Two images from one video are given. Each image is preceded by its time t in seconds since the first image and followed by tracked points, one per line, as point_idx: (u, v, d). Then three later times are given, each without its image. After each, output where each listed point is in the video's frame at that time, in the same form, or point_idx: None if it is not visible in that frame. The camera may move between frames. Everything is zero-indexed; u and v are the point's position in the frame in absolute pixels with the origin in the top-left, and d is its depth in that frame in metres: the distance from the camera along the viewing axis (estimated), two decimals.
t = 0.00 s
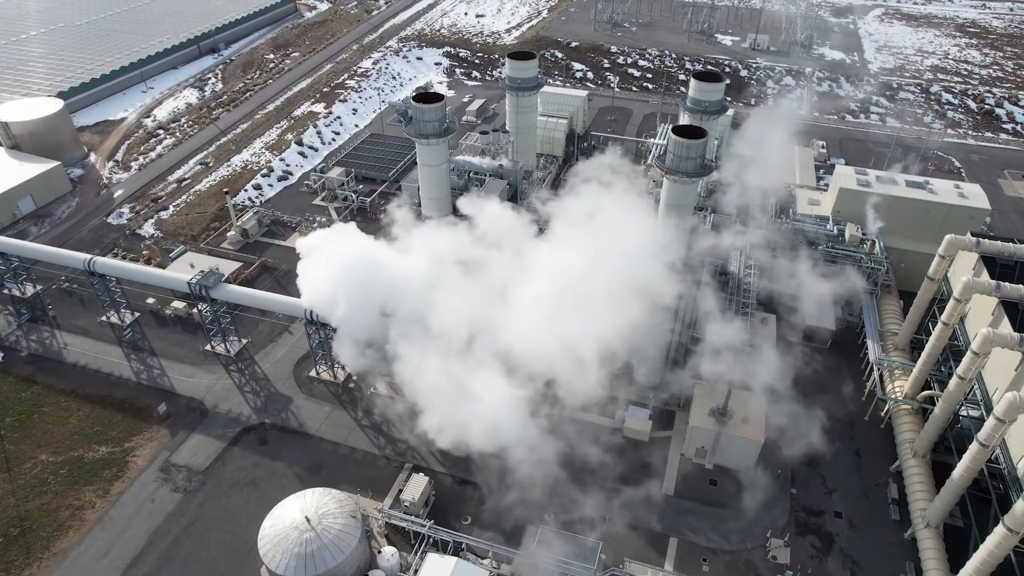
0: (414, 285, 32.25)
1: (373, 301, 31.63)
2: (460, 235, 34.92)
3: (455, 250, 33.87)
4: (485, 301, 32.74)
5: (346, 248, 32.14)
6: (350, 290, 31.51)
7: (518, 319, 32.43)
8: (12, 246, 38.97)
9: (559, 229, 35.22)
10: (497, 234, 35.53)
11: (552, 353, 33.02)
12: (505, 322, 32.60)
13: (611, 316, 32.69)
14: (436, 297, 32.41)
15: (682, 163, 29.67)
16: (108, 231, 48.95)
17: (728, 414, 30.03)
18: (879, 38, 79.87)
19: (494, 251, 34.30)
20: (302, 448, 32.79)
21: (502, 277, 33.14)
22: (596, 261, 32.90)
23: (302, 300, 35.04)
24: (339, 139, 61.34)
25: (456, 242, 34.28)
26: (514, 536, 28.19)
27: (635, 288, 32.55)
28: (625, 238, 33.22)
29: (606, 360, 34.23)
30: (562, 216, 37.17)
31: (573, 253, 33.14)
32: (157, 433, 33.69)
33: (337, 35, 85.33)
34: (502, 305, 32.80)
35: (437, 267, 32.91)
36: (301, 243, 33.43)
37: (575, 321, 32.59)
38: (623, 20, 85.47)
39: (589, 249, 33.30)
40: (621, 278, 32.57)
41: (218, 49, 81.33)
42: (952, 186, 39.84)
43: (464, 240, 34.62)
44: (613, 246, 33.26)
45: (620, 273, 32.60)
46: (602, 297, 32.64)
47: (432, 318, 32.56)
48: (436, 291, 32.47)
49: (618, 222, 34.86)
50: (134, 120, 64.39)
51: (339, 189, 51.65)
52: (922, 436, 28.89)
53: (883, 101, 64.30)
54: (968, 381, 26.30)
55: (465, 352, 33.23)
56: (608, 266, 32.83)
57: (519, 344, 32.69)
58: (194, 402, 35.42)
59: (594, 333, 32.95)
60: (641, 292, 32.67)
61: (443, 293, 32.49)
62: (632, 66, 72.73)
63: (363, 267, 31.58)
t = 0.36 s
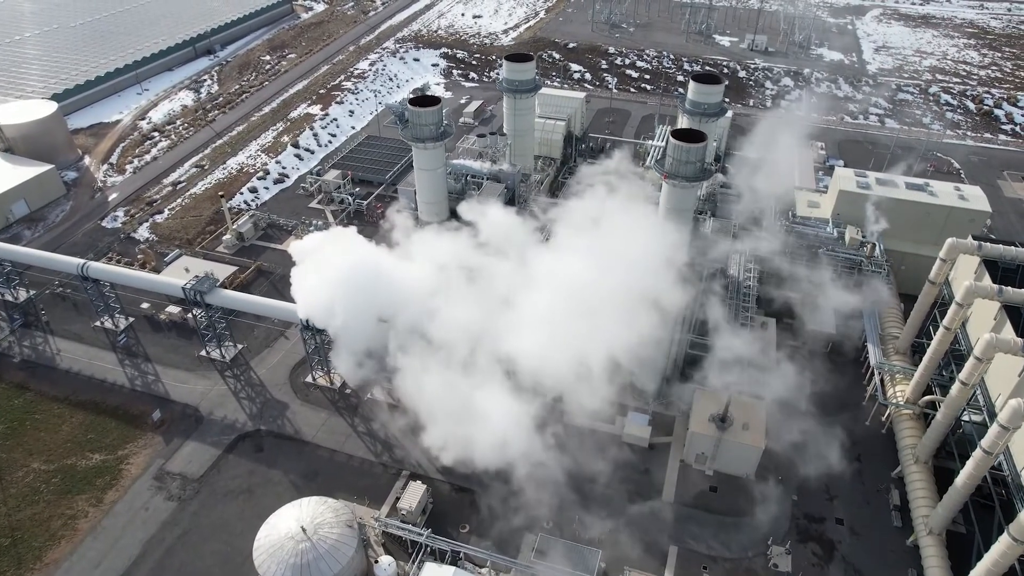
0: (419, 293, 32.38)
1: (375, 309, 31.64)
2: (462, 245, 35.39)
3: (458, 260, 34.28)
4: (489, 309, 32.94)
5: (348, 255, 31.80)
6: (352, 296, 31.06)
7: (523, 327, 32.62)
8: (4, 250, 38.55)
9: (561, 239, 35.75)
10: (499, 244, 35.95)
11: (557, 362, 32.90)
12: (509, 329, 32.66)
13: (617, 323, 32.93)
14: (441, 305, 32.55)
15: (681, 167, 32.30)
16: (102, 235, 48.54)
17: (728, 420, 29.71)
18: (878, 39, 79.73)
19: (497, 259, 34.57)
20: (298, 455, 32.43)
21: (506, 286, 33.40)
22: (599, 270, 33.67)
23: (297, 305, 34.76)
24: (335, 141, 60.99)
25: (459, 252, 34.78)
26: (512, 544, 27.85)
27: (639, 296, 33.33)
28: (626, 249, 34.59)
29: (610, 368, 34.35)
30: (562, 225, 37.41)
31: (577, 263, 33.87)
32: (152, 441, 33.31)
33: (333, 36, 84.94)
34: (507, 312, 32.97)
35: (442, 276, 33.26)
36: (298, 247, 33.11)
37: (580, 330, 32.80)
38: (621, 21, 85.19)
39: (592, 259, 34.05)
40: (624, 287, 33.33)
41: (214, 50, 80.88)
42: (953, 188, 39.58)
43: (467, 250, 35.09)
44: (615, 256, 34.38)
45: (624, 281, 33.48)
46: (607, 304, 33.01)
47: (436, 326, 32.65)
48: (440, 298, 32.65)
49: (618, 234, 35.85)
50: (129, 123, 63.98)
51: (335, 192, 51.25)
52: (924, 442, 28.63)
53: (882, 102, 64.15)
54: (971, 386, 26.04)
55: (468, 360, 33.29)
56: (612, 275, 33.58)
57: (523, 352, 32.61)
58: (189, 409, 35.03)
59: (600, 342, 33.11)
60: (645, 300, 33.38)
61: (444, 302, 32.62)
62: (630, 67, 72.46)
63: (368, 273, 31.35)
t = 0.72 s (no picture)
0: (419, 300, 32.75)
1: (374, 317, 31.86)
2: (465, 253, 35.74)
3: (460, 268, 34.77)
4: (490, 317, 33.56)
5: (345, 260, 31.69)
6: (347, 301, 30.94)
7: (523, 335, 33.08)
8: None
9: (564, 246, 35.83)
10: (502, 252, 36.26)
11: (557, 370, 32.97)
12: (509, 337, 33.19)
13: (617, 330, 32.94)
14: (441, 312, 33.13)
15: (680, 172, 32.88)
16: (95, 239, 48.09)
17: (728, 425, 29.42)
18: (875, 39, 79.61)
19: (499, 267, 34.87)
20: (294, 462, 32.06)
21: (508, 294, 33.87)
22: (601, 276, 33.80)
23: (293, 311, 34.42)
24: (331, 144, 60.57)
25: (461, 260, 35.16)
26: (510, 553, 27.51)
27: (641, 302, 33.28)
28: (630, 255, 34.58)
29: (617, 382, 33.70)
30: (565, 231, 37.29)
31: (579, 270, 34.06)
32: (145, 448, 32.88)
33: (329, 37, 84.45)
34: (507, 321, 33.48)
35: (443, 284, 33.61)
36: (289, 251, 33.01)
37: (580, 337, 32.91)
38: (618, 22, 84.91)
39: (593, 266, 34.24)
40: (626, 293, 33.34)
41: (209, 52, 80.34)
42: (953, 190, 39.34)
43: (469, 258, 35.46)
44: (618, 263, 34.48)
45: (626, 288, 33.45)
46: (606, 311, 33.06)
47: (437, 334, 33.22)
48: (439, 306, 33.18)
49: (623, 240, 35.57)
50: (123, 125, 63.50)
51: (331, 195, 50.86)
52: (926, 447, 28.38)
53: (880, 102, 64.02)
54: (973, 391, 25.78)
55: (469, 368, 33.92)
56: (614, 282, 33.64)
57: (524, 360, 32.94)
58: (183, 416, 34.62)
59: (601, 350, 32.95)
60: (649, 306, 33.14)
61: (445, 311, 33.23)
62: (627, 68, 72.16)
63: (365, 280, 31.37)
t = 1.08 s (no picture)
0: (421, 307, 32.17)
1: (371, 324, 31.07)
2: (468, 262, 35.55)
3: (464, 276, 34.58)
4: (494, 324, 33.31)
5: (347, 264, 31.33)
6: (348, 307, 30.32)
7: (527, 343, 32.85)
8: None
9: (567, 257, 36.00)
10: (505, 261, 36.25)
11: (561, 379, 32.41)
12: (513, 346, 32.89)
13: (622, 341, 32.87)
14: (444, 319, 32.53)
15: (678, 176, 33.68)
16: (89, 243, 47.62)
17: (727, 431, 29.14)
18: (873, 39, 79.49)
19: (503, 276, 34.82)
20: (289, 470, 31.70)
21: (512, 302, 33.80)
22: (606, 286, 34.03)
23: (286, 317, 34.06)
24: (327, 146, 60.17)
25: (465, 268, 34.96)
26: (508, 561, 27.15)
27: (646, 313, 33.51)
28: (633, 266, 35.00)
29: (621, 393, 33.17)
30: (568, 240, 37.25)
31: (583, 280, 34.32)
32: (139, 456, 32.47)
33: (325, 38, 83.99)
34: (511, 328, 33.29)
35: (445, 292, 33.31)
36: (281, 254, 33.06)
37: (584, 347, 32.72)
38: (615, 23, 84.67)
39: (597, 276, 34.44)
40: (630, 304, 33.59)
41: (204, 53, 79.78)
42: (952, 193, 39.18)
43: (472, 266, 35.28)
44: (622, 273, 34.74)
45: (631, 299, 33.73)
46: (611, 321, 33.11)
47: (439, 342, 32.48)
48: (442, 313, 32.66)
49: (626, 250, 36.07)
50: (117, 127, 63.00)
51: (327, 198, 50.61)
52: (927, 453, 28.14)
53: (877, 103, 63.91)
54: (975, 397, 25.55)
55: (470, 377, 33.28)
56: (619, 292, 33.88)
57: (527, 369, 32.54)
58: (177, 423, 34.22)
59: (606, 360, 32.63)
60: (653, 316, 33.43)
61: (447, 318, 32.64)
62: (624, 68, 71.90)
63: (367, 284, 30.94)
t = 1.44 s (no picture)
0: (424, 315, 31.41)
1: (367, 332, 30.19)
2: (470, 267, 35.20)
3: (466, 282, 34.22)
4: (496, 333, 33.03)
5: (349, 268, 30.77)
6: (350, 313, 29.81)
7: (532, 350, 32.76)
8: None
9: (570, 263, 35.90)
10: (507, 266, 36.01)
11: (563, 391, 32.56)
12: (517, 353, 32.84)
13: (626, 351, 32.64)
14: (445, 327, 31.83)
15: (677, 180, 34.14)
16: (83, 247, 47.20)
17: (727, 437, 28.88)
18: (871, 40, 79.33)
19: (506, 282, 34.50)
20: (285, 477, 31.37)
21: (515, 312, 33.55)
22: (610, 293, 33.93)
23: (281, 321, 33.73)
24: (323, 148, 59.81)
25: (466, 275, 34.54)
26: (507, 570, 26.83)
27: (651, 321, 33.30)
28: (637, 274, 34.89)
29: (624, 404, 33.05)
30: (571, 245, 37.02)
31: (587, 287, 34.32)
32: (133, 463, 32.09)
33: (321, 40, 83.58)
34: (513, 338, 33.04)
35: (446, 300, 32.72)
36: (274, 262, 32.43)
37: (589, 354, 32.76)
38: (612, 23, 84.47)
39: (601, 285, 34.25)
40: (635, 312, 33.34)
41: (200, 54, 79.37)
42: (952, 194, 38.96)
43: (474, 272, 34.96)
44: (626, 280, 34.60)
45: (636, 306, 33.55)
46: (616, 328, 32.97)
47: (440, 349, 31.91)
48: (445, 319, 32.00)
49: (630, 259, 35.93)
50: (111, 130, 62.58)
51: (324, 200, 50.27)
52: (928, 458, 27.90)
53: (876, 104, 63.75)
54: (977, 402, 25.32)
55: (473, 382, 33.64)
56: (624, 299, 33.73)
57: (531, 376, 32.54)
58: (172, 429, 33.87)
59: (609, 368, 32.53)
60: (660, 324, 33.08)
61: (449, 326, 32.03)
62: (622, 69, 71.66)
63: (370, 290, 30.28)
